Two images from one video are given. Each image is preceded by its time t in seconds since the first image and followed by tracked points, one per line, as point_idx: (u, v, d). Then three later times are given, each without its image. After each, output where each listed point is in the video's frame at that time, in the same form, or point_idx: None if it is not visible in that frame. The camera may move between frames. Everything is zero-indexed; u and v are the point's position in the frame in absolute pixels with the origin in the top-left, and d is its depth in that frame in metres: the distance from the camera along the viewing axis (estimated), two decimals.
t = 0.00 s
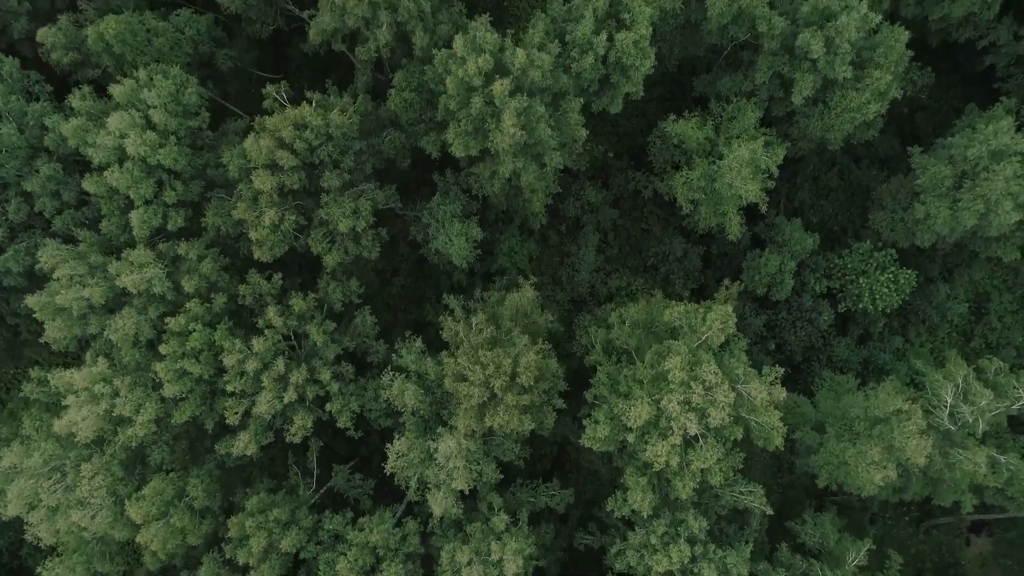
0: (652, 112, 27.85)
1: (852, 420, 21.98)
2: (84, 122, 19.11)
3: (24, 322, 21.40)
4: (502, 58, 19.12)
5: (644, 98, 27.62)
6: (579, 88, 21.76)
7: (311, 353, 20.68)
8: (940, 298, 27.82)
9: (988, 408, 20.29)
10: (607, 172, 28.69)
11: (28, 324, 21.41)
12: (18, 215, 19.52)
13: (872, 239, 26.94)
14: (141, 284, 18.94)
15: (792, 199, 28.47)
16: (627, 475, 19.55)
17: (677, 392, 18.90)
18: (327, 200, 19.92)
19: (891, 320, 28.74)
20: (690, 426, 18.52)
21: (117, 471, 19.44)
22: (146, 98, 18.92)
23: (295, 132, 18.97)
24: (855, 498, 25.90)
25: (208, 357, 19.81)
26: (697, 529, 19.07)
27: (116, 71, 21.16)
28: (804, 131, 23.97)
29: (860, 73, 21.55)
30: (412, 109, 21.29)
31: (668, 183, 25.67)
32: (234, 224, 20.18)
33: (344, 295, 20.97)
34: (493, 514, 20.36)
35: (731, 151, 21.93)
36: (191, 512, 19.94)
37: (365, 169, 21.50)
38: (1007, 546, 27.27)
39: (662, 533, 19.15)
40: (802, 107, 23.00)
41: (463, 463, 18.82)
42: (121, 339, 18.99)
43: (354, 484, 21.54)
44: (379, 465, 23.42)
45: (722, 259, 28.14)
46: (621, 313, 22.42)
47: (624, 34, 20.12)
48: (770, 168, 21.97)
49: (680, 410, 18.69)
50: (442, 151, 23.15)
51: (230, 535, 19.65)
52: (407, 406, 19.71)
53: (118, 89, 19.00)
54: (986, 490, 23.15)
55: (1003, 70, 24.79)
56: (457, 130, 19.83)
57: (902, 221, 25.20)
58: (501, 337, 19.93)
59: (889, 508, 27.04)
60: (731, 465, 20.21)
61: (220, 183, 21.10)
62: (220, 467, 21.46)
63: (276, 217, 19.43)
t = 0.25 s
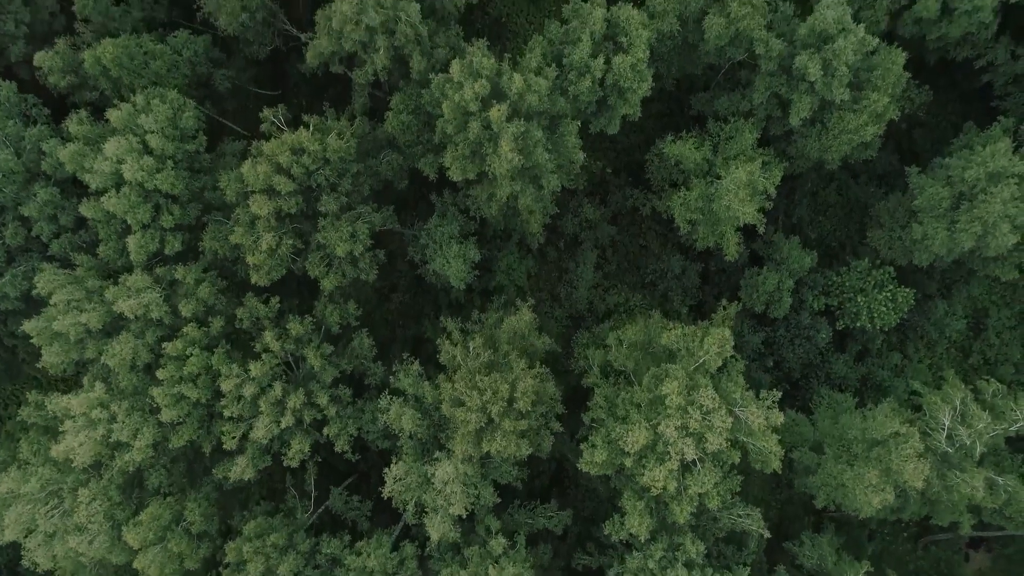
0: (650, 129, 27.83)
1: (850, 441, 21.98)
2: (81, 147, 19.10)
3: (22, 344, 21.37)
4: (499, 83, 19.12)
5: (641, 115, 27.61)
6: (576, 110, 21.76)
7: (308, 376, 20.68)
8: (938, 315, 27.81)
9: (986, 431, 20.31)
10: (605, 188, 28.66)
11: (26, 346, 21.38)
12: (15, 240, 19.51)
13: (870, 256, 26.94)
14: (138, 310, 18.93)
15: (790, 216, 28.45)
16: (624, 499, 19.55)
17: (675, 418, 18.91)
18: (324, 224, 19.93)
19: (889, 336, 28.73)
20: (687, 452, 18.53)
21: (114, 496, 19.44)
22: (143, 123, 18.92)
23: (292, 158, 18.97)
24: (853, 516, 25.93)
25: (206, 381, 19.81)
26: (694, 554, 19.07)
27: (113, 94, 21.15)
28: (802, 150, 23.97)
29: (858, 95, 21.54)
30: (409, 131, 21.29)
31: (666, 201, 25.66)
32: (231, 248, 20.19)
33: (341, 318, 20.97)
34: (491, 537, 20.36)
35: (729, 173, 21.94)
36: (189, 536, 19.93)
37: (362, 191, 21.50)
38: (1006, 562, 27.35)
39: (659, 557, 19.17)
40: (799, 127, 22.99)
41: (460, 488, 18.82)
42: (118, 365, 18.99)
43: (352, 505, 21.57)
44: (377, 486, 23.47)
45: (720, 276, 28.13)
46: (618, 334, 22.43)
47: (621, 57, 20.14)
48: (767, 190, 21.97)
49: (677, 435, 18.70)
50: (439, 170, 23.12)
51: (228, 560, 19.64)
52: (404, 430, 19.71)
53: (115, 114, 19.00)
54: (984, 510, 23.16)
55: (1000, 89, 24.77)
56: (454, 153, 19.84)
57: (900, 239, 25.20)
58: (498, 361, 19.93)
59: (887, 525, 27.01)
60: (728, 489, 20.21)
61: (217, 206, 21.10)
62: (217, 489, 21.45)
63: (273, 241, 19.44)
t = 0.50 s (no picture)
0: (648, 144, 27.82)
1: (848, 460, 21.99)
2: (79, 169, 19.12)
3: (20, 363, 21.36)
4: (497, 105, 19.13)
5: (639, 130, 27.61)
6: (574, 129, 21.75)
7: (306, 397, 20.69)
8: (937, 329, 27.80)
9: (984, 452, 20.34)
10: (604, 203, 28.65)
11: (23, 366, 21.36)
12: (13, 261, 19.52)
13: (868, 272, 26.93)
14: (136, 332, 18.95)
15: (788, 230, 28.44)
16: (622, 520, 19.55)
17: (673, 440, 18.94)
18: (322, 246, 19.94)
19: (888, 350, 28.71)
20: (685, 474, 18.54)
21: (112, 517, 19.43)
22: (141, 146, 18.94)
23: (290, 180, 18.98)
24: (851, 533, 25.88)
25: (203, 402, 19.81)
26: None
27: (111, 114, 21.16)
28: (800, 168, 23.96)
29: (856, 115, 21.55)
30: (407, 151, 21.29)
31: (664, 217, 25.65)
32: (229, 269, 20.20)
33: (339, 337, 20.99)
34: (489, 557, 20.35)
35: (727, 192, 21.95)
36: (186, 557, 19.91)
37: (360, 211, 21.50)
38: None
39: None
40: (797, 145, 22.98)
41: (458, 511, 18.82)
42: (115, 387, 18.98)
43: (350, 524, 21.64)
44: (376, 504, 23.49)
45: (718, 290, 28.11)
46: (616, 353, 22.42)
47: (619, 78, 20.16)
48: (765, 209, 21.98)
49: (675, 457, 18.71)
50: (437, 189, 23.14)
51: None
52: (402, 451, 19.70)
53: (112, 136, 19.03)
54: (983, 528, 23.15)
55: (998, 105, 24.77)
56: (452, 174, 19.85)
57: (898, 256, 25.20)
58: (496, 381, 19.93)
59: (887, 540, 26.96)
60: (726, 509, 20.21)
61: (215, 226, 21.10)
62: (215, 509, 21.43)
63: (271, 263, 19.45)
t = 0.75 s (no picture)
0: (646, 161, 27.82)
1: (846, 482, 22.01)
2: (76, 195, 19.12)
3: (17, 387, 21.38)
4: (494, 131, 19.16)
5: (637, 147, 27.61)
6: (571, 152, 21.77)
7: (304, 420, 20.71)
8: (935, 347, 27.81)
9: (981, 475, 20.37)
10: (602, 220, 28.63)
11: (21, 389, 21.38)
12: (10, 287, 19.53)
13: (866, 290, 26.92)
14: (133, 357, 18.96)
15: (786, 247, 28.42)
16: (620, 545, 19.56)
17: (670, 465, 18.96)
18: (320, 270, 19.96)
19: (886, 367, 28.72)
20: (683, 501, 18.55)
21: (110, 543, 19.44)
22: (138, 172, 18.94)
23: (287, 206, 18.99)
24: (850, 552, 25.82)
25: (201, 427, 19.81)
26: None
27: (109, 137, 21.16)
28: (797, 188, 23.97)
29: (853, 138, 21.56)
30: (404, 174, 21.31)
31: (662, 236, 25.66)
32: (227, 294, 20.21)
33: (337, 361, 21.01)
34: None
35: (724, 214, 21.97)
36: None
37: (358, 234, 21.51)
38: None
39: None
40: (795, 167, 22.98)
41: (455, 537, 18.83)
42: (113, 413, 18.99)
43: (347, 547, 21.78)
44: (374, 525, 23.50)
45: (717, 308, 28.12)
46: (614, 375, 22.45)
47: (616, 102, 20.18)
48: (763, 231, 21.99)
49: (672, 483, 18.72)
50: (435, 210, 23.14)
51: None
52: (399, 476, 19.71)
53: (110, 162, 19.03)
54: (981, 549, 23.16)
55: (996, 124, 24.75)
56: (449, 199, 19.85)
57: (896, 275, 25.22)
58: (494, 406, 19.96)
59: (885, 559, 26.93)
60: (724, 534, 20.22)
61: (212, 249, 21.11)
62: (213, 532, 21.45)
63: (268, 288, 19.46)
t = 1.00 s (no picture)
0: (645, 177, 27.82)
1: (844, 502, 22.02)
2: (73, 217, 19.13)
3: (15, 407, 21.39)
4: (491, 154, 19.17)
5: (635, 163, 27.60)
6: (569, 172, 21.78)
7: (302, 441, 20.73)
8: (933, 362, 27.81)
9: (979, 496, 20.39)
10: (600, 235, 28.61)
11: (18, 409, 21.38)
12: (8, 309, 19.53)
13: (864, 305, 26.92)
14: (131, 380, 18.96)
15: (784, 263, 28.41)
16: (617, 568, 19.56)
17: (667, 488, 18.99)
18: (317, 292, 19.97)
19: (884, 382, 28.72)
20: (680, 524, 18.56)
21: (107, 565, 19.44)
22: (135, 195, 18.95)
23: (284, 229, 19.00)
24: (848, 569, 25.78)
25: (198, 449, 19.81)
26: None
27: (106, 157, 21.16)
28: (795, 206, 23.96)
29: (850, 158, 21.57)
30: (402, 194, 21.32)
31: (660, 253, 25.67)
32: (224, 315, 20.22)
33: (334, 381, 21.02)
34: None
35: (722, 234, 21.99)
36: None
37: (355, 255, 21.51)
38: None
39: None
40: (793, 185, 22.98)
41: (453, 560, 18.82)
42: (110, 436, 19.00)
43: (345, 567, 21.91)
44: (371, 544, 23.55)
45: (715, 323, 28.11)
46: (612, 394, 22.47)
47: (613, 124, 20.19)
48: (761, 251, 22.00)
49: (670, 507, 18.73)
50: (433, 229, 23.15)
51: None
52: (397, 498, 19.72)
53: (107, 185, 19.04)
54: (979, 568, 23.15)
55: (994, 141, 24.72)
56: (446, 221, 19.85)
57: (894, 292, 25.23)
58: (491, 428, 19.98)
59: None
60: (721, 555, 20.22)
61: (210, 270, 21.12)
62: (211, 553, 21.46)
63: (266, 311, 19.46)
